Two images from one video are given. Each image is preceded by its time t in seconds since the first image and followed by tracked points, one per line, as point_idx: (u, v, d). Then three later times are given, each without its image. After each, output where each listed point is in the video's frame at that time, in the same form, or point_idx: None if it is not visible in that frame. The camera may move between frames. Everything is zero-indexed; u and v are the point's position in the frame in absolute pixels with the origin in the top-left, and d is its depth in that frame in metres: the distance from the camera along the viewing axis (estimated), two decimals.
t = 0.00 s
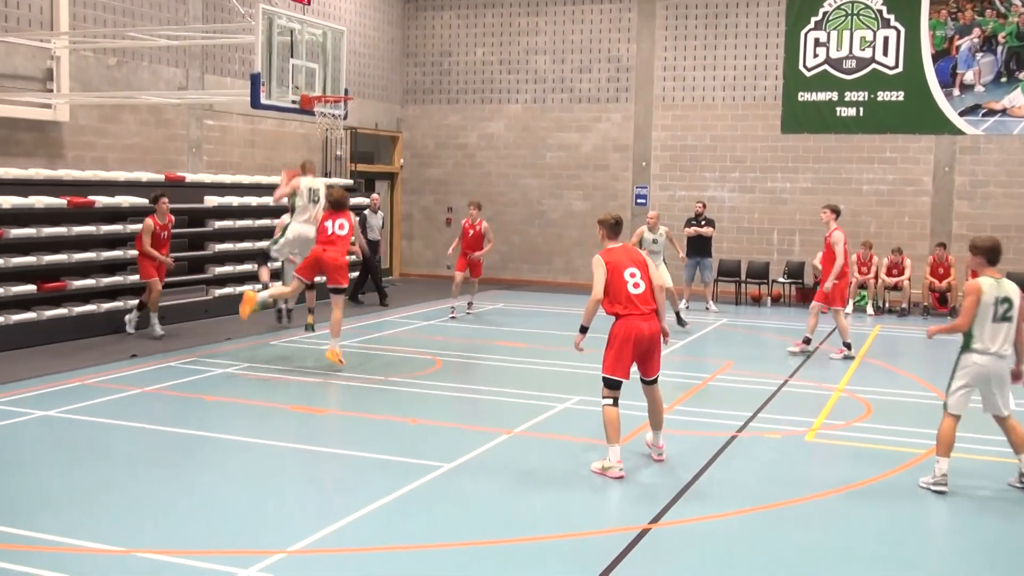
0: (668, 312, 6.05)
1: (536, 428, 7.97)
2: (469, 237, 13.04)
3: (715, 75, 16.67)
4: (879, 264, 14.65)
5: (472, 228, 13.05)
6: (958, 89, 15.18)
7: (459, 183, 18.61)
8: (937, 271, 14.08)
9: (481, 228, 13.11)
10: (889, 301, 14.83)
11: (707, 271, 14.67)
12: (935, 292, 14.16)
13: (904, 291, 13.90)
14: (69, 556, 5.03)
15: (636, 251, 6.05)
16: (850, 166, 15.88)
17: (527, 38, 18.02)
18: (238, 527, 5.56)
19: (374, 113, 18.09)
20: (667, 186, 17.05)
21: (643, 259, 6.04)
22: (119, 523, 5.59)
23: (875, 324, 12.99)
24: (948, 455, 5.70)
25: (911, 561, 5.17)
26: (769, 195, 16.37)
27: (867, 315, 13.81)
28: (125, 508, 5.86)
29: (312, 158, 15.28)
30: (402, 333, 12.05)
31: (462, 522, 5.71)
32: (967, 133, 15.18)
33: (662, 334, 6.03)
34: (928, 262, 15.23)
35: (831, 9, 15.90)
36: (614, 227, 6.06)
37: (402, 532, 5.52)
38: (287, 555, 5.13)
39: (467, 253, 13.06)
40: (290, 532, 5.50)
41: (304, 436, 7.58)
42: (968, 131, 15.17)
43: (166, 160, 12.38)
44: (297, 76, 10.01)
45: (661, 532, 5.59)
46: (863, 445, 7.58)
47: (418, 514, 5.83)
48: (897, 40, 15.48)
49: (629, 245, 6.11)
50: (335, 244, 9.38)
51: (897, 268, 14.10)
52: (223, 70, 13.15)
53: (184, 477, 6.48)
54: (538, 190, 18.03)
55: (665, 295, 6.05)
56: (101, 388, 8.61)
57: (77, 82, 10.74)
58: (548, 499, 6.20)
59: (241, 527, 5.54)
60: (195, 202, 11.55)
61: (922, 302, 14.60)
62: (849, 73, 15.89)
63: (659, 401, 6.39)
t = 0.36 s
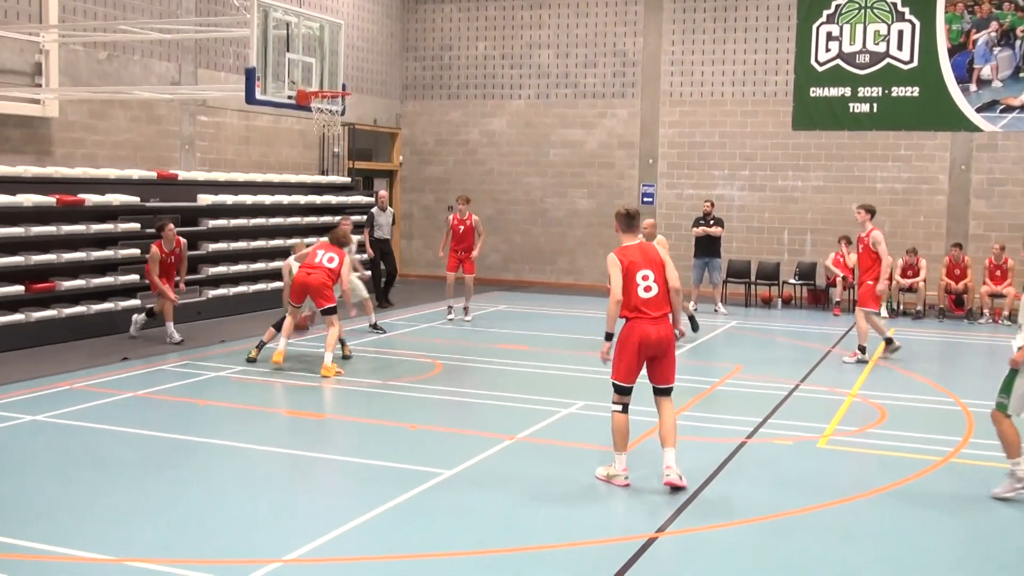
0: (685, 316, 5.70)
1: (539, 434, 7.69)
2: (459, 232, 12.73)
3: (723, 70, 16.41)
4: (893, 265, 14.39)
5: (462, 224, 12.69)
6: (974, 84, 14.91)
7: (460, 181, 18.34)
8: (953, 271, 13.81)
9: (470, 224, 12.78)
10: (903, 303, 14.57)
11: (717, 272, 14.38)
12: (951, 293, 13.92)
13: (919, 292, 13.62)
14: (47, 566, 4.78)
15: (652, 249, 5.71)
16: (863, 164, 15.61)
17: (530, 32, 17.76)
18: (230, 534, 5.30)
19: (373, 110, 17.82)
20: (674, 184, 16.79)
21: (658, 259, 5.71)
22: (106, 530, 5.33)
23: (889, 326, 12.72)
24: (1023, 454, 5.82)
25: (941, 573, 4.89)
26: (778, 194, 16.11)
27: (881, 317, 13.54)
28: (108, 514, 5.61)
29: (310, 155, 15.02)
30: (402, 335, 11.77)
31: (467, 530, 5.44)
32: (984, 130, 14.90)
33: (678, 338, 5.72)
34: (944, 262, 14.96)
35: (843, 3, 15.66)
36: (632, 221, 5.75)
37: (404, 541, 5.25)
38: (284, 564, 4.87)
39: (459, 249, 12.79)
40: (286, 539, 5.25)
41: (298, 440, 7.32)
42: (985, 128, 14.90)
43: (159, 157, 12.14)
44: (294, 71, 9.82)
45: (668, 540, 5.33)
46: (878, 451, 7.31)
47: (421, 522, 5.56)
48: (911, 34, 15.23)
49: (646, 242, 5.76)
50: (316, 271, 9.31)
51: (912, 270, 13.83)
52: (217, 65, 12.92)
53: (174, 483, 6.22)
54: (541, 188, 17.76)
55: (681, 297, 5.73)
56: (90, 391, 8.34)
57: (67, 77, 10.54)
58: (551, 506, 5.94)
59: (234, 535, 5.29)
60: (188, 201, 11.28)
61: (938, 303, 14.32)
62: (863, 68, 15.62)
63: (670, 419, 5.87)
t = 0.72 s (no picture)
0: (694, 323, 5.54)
1: (542, 434, 7.59)
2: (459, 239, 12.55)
3: (727, 65, 16.29)
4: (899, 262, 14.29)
5: (462, 231, 12.54)
6: (983, 80, 14.78)
7: (462, 177, 18.23)
8: (960, 269, 13.71)
9: (469, 231, 12.66)
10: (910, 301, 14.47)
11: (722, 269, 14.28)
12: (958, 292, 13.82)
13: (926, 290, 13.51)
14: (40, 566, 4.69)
15: (671, 251, 5.58)
16: (869, 160, 15.50)
17: (532, 26, 17.63)
18: (228, 534, 5.20)
19: (374, 105, 17.71)
20: (677, 181, 16.69)
21: (676, 261, 5.58)
22: (103, 530, 5.24)
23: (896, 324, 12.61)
24: None
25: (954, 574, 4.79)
26: (783, 190, 16.00)
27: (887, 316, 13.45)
28: (101, 514, 5.52)
29: (310, 151, 14.91)
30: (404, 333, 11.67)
31: (468, 530, 5.35)
32: (992, 126, 14.79)
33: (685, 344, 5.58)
34: (951, 260, 14.85)
35: None
36: (657, 220, 5.66)
37: (405, 541, 5.16)
38: (283, 564, 4.78)
39: (459, 257, 12.60)
40: (286, 539, 5.15)
41: (293, 440, 7.23)
42: (993, 124, 14.78)
43: (157, 153, 12.05)
44: (293, 66, 9.73)
45: (672, 541, 5.23)
46: (885, 451, 7.22)
47: (423, 522, 5.47)
48: (919, 28, 15.10)
49: (669, 243, 5.63)
50: (334, 271, 9.34)
51: (919, 267, 13.72)
52: (216, 60, 12.82)
53: (172, 481, 6.13)
54: (544, 185, 17.66)
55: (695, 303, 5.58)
56: (87, 389, 8.25)
57: (64, 72, 10.46)
58: (554, 506, 5.84)
59: (231, 534, 5.21)
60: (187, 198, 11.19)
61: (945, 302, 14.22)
62: (870, 63, 15.47)
63: (675, 419, 5.65)
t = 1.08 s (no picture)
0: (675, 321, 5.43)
1: (546, 435, 7.59)
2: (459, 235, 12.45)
3: (731, 66, 16.29)
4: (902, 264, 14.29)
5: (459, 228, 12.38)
6: (987, 81, 14.78)
7: (464, 178, 18.23)
8: (964, 270, 13.70)
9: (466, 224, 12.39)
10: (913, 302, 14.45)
11: (724, 270, 14.29)
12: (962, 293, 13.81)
13: (929, 291, 13.50)
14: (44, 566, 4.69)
15: (650, 251, 5.57)
16: (872, 162, 15.49)
17: (535, 28, 17.65)
18: (230, 536, 5.19)
19: (377, 106, 17.72)
20: (680, 182, 16.69)
21: (655, 260, 5.56)
22: (106, 529, 5.25)
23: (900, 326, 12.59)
24: None
25: None
26: (786, 192, 16.00)
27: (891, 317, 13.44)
28: (104, 514, 5.52)
29: (313, 152, 14.92)
30: (408, 334, 11.67)
31: (471, 532, 5.34)
32: (996, 127, 14.78)
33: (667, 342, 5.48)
34: (955, 261, 14.83)
35: None
36: (644, 220, 5.68)
37: (410, 542, 5.15)
38: (286, 564, 4.78)
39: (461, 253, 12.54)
40: (290, 539, 5.16)
41: (296, 440, 7.23)
42: (997, 125, 14.77)
43: (161, 154, 12.06)
44: (297, 67, 9.74)
45: (675, 542, 5.23)
46: (889, 452, 7.21)
47: (427, 522, 5.48)
48: (923, 30, 15.10)
49: (652, 244, 5.62)
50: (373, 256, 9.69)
51: (922, 269, 13.71)
52: (219, 61, 12.85)
53: (176, 482, 6.15)
54: (546, 186, 17.66)
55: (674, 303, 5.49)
56: (90, 390, 8.26)
57: (68, 73, 10.48)
58: (558, 508, 5.82)
59: (234, 534, 5.20)
60: (190, 199, 11.19)
61: (949, 303, 14.21)
62: (873, 64, 15.48)
63: (670, 417, 5.71)
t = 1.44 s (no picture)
0: (664, 315, 5.41)
1: (545, 434, 7.59)
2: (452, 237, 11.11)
3: (731, 66, 16.28)
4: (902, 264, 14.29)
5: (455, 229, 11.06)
6: (987, 81, 14.78)
7: (465, 178, 18.23)
8: (963, 270, 13.70)
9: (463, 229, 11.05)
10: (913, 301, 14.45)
11: (724, 270, 14.31)
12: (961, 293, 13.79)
13: (929, 291, 13.50)
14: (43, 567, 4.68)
15: (639, 247, 5.59)
16: (872, 162, 15.49)
17: (535, 28, 17.65)
18: (228, 536, 5.18)
19: (377, 106, 17.72)
20: (680, 182, 16.69)
21: (642, 256, 5.56)
22: (106, 528, 5.25)
23: (900, 326, 12.60)
24: None
25: None
26: (786, 191, 16.00)
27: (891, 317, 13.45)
28: (104, 514, 5.51)
29: (314, 152, 14.92)
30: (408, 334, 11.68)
31: (472, 532, 5.33)
32: (996, 127, 14.78)
33: (657, 336, 5.45)
34: (955, 261, 14.84)
35: None
36: (639, 217, 5.71)
37: (409, 542, 5.15)
38: (286, 564, 4.78)
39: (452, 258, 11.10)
40: (289, 539, 5.16)
41: (296, 440, 7.23)
42: (997, 125, 14.77)
43: (161, 154, 12.06)
44: (297, 66, 9.74)
45: (675, 542, 5.23)
46: (889, 452, 7.21)
47: (427, 522, 5.47)
48: (922, 30, 15.10)
49: (642, 239, 5.64)
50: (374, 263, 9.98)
51: (922, 269, 13.70)
52: (219, 61, 12.85)
53: (176, 481, 6.15)
54: (546, 186, 17.66)
55: (661, 296, 5.44)
56: (89, 390, 8.26)
57: (68, 72, 10.48)
58: (559, 507, 5.83)
59: (234, 534, 5.20)
60: (189, 198, 11.20)
61: (949, 303, 14.21)
62: (873, 64, 15.48)
63: (658, 412, 5.83)
